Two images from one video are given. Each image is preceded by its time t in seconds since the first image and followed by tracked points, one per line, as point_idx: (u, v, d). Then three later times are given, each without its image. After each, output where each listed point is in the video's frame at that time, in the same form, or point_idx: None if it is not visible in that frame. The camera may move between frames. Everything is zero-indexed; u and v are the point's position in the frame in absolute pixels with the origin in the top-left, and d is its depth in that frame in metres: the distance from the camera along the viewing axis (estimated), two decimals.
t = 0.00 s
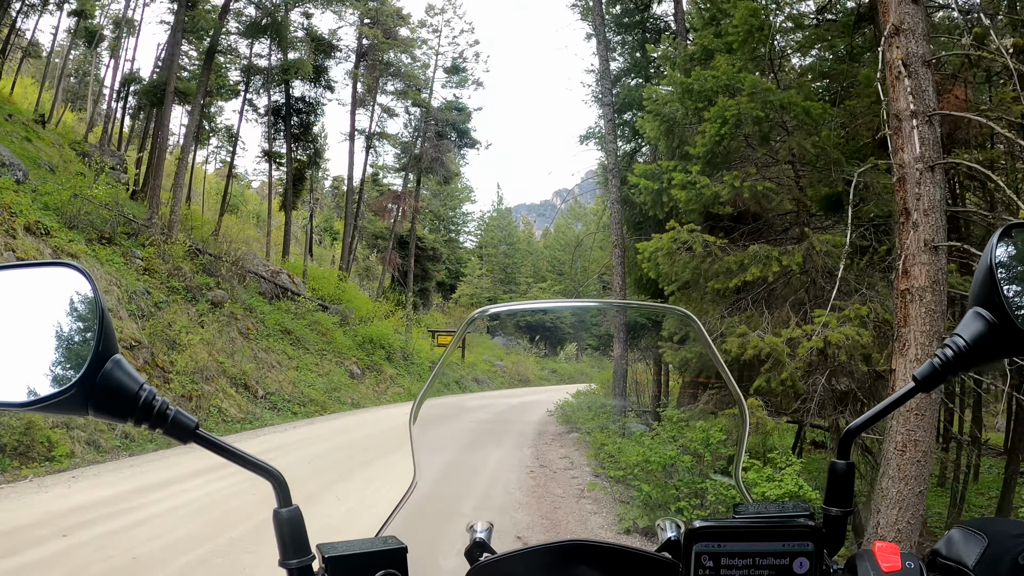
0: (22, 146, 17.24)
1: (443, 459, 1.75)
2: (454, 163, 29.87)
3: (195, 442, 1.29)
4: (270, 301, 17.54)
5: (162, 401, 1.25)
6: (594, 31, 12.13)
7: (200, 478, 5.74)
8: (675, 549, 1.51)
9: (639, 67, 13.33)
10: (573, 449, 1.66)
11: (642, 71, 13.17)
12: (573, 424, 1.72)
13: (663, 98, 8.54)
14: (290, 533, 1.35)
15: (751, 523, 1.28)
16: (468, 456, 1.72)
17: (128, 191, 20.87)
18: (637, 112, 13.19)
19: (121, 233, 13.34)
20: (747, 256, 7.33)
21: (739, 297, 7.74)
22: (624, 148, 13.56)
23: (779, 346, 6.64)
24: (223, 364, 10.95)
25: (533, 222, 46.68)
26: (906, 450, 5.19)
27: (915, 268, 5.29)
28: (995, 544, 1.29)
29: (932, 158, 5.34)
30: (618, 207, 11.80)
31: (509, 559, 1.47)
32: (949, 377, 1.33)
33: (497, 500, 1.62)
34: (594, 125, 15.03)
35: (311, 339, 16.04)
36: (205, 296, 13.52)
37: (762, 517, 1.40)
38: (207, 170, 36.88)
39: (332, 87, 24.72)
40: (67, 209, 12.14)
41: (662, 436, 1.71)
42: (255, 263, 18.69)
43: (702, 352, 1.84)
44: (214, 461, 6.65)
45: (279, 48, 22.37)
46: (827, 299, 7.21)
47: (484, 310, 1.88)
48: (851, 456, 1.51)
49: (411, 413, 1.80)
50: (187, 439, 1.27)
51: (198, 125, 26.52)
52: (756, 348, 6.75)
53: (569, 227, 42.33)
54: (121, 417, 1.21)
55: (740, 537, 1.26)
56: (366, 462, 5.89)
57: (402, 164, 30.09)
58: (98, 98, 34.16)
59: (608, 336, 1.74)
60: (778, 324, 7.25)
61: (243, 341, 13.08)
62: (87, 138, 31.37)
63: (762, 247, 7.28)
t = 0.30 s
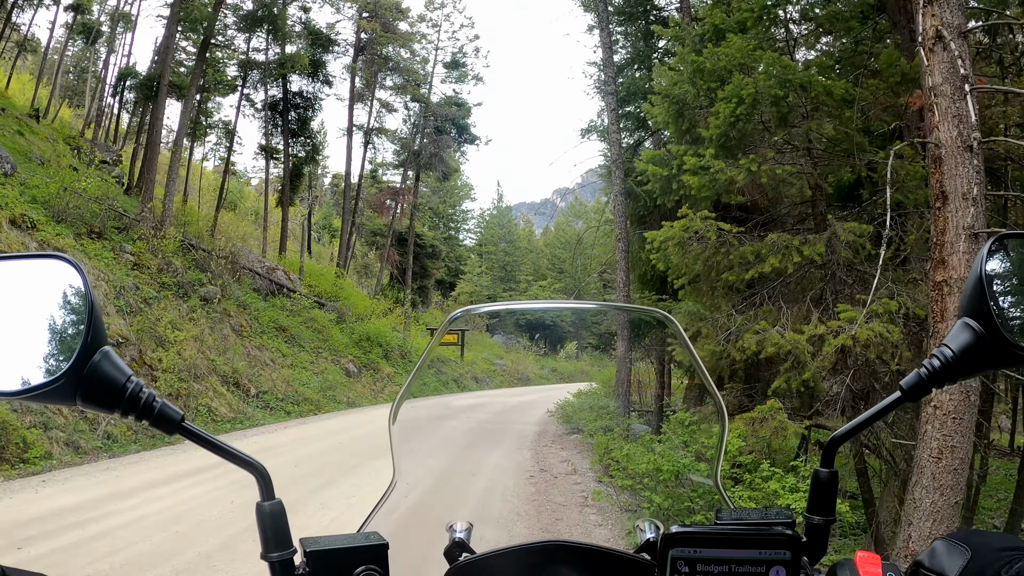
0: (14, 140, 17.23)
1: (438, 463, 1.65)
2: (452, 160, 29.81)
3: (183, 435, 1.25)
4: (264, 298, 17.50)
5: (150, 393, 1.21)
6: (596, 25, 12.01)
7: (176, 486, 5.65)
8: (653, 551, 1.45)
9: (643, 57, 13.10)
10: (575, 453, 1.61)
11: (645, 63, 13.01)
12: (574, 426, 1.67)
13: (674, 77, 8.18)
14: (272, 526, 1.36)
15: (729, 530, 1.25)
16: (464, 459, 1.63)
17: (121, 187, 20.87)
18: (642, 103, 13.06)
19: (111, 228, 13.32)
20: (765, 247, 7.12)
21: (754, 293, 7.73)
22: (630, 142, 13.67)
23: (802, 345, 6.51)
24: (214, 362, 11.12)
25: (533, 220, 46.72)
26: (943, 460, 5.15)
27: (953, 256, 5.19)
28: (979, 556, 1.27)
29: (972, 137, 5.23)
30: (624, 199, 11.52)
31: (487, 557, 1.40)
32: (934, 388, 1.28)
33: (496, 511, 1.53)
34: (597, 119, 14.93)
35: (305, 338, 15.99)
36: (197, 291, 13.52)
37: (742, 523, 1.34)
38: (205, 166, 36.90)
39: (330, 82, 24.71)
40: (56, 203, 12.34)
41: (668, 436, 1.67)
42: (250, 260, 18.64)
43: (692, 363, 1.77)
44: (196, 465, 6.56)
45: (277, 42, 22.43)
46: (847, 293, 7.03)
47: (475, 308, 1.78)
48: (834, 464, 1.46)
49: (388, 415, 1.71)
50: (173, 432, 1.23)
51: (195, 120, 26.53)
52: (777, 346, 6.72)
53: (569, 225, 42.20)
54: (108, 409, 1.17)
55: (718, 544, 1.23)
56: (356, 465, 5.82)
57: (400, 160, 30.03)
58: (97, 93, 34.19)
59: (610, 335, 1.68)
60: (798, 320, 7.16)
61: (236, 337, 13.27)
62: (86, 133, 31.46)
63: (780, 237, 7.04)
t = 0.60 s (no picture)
0: (7, 135, 17.22)
1: (434, 463, 1.61)
2: (451, 155, 29.67)
3: (185, 427, 1.22)
4: (260, 294, 17.47)
5: (151, 383, 1.18)
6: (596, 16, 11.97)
7: (158, 490, 5.59)
8: (652, 549, 1.44)
9: (643, 45, 12.91)
10: (578, 453, 1.56)
11: (646, 51, 12.88)
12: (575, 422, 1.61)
13: (683, 60, 8.14)
14: (273, 520, 1.31)
15: (735, 535, 1.21)
16: (461, 459, 1.59)
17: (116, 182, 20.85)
18: (645, 90, 12.94)
19: (104, 222, 13.29)
20: (780, 236, 6.97)
21: (765, 286, 7.65)
22: (632, 132, 13.54)
23: (820, 342, 6.37)
24: (208, 358, 11.17)
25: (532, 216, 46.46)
26: (973, 464, 5.12)
27: (983, 245, 5.14)
28: (995, 566, 1.22)
29: (1004, 118, 5.20)
30: (626, 191, 11.38)
31: (483, 557, 1.34)
32: (950, 394, 1.23)
33: (495, 513, 1.48)
34: (597, 113, 14.87)
35: (302, 334, 15.96)
36: (190, 287, 13.47)
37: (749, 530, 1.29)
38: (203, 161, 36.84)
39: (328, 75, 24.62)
40: (48, 197, 12.31)
41: (675, 434, 1.61)
42: (247, 255, 18.59)
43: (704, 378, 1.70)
44: (184, 466, 6.50)
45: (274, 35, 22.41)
46: (869, 285, 6.90)
47: (474, 304, 1.77)
48: (846, 468, 1.40)
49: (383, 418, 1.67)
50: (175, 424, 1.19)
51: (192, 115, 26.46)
52: (794, 342, 6.59)
53: (569, 220, 42.12)
54: (109, 400, 1.14)
55: (724, 550, 1.20)
56: (349, 465, 5.78)
57: (398, 155, 29.93)
58: (95, 87, 34.17)
59: (610, 330, 1.68)
60: (815, 315, 7.02)
61: (231, 333, 13.31)
62: (84, 127, 31.43)
63: (796, 225, 6.91)
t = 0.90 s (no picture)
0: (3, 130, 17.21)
1: (433, 463, 1.58)
2: (450, 151, 29.65)
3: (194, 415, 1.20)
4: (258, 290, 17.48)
5: (161, 370, 1.18)
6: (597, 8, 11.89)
7: (149, 491, 5.58)
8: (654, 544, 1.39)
9: (644, 38, 12.85)
10: (579, 453, 1.53)
11: (646, 45, 12.83)
12: (575, 419, 1.59)
13: (687, 49, 7.99)
14: (280, 509, 1.34)
15: (741, 528, 1.22)
16: (459, 459, 1.57)
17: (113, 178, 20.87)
18: (646, 84, 12.92)
19: (101, 219, 13.29)
20: (787, 229, 6.98)
21: (770, 281, 7.62)
22: (632, 127, 13.51)
23: (830, 336, 6.34)
24: (204, 355, 11.19)
25: (532, 211, 46.42)
26: (986, 464, 5.11)
27: (999, 237, 5.11)
28: (1003, 562, 1.20)
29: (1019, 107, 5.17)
30: (627, 185, 11.35)
31: (487, 549, 1.31)
32: (960, 391, 1.21)
33: (491, 518, 1.46)
34: (597, 107, 14.80)
35: (300, 330, 15.98)
36: (187, 283, 13.49)
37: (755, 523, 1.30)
38: (202, 157, 36.84)
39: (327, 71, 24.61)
40: (43, 192, 12.27)
41: (677, 432, 1.58)
42: (245, 251, 18.58)
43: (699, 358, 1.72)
44: (177, 465, 6.49)
45: (272, 30, 22.39)
46: (878, 280, 6.81)
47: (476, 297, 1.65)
48: (854, 463, 1.37)
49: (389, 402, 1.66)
50: (181, 410, 1.18)
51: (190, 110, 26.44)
52: (803, 337, 6.55)
53: (569, 216, 42.01)
54: (119, 386, 1.14)
55: (732, 543, 1.20)
56: (346, 464, 5.75)
57: (397, 150, 29.88)
58: (93, 82, 34.09)
59: (610, 327, 1.66)
60: (822, 311, 6.95)
61: (229, 331, 13.28)
62: (82, 123, 31.41)
63: (803, 219, 6.90)
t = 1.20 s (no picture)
0: None
1: (431, 462, 1.57)
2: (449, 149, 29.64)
3: (157, 399, 1.18)
4: (255, 289, 17.46)
5: (123, 352, 1.16)
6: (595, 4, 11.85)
7: (143, 490, 5.58)
8: (643, 539, 1.40)
9: (643, 35, 12.81)
10: (577, 450, 1.53)
11: (645, 41, 12.80)
12: (572, 416, 1.58)
13: (685, 44, 7.99)
14: (247, 498, 1.34)
15: (729, 520, 1.18)
16: (458, 457, 1.56)
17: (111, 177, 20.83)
18: (644, 80, 12.93)
19: (97, 217, 13.26)
20: (787, 225, 6.97)
21: (770, 278, 7.60)
22: (630, 123, 13.49)
23: (829, 332, 6.37)
24: (201, 353, 11.18)
25: (531, 210, 46.42)
26: (989, 462, 5.12)
27: (1002, 231, 5.12)
28: (1000, 559, 1.19)
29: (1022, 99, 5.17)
30: (625, 181, 11.34)
31: (471, 541, 1.34)
32: (958, 376, 1.20)
33: (489, 518, 1.45)
34: (596, 104, 14.77)
35: (298, 329, 15.97)
36: (183, 282, 13.47)
37: (742, 515, 1.25)
38: (200, 155, 36.78)
39: (325, 69, 24.56)
40: (39, 190, 12.18)
41: (675, 431, 1.58)
42: (243, 249, 18.54)
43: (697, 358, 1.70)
44: (171, 464, 6.48)
45: (270, 28, 22.32)
46: (878, 276, 6.83)
47: (467, 282, 1.74)
48: (847, 454, 1.38)
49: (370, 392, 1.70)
50: (142, 394, 1.16)
51: (188, 108, 26.39)
52: (802, 334, 6.57)
53: (569, 215, 41.96)
54: (78, 368, 1.12)
55: (718, 535, 1.16)
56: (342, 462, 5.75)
57: (396, 148, 29.83)
58: (90, 80, 33.97)
59: (610, 326, 1.61)
60: (822, 307, 6.96)
61: (226, 329, 13.26)
62: (80, 121, 31.33)
63: (804, 215, 6.90)
